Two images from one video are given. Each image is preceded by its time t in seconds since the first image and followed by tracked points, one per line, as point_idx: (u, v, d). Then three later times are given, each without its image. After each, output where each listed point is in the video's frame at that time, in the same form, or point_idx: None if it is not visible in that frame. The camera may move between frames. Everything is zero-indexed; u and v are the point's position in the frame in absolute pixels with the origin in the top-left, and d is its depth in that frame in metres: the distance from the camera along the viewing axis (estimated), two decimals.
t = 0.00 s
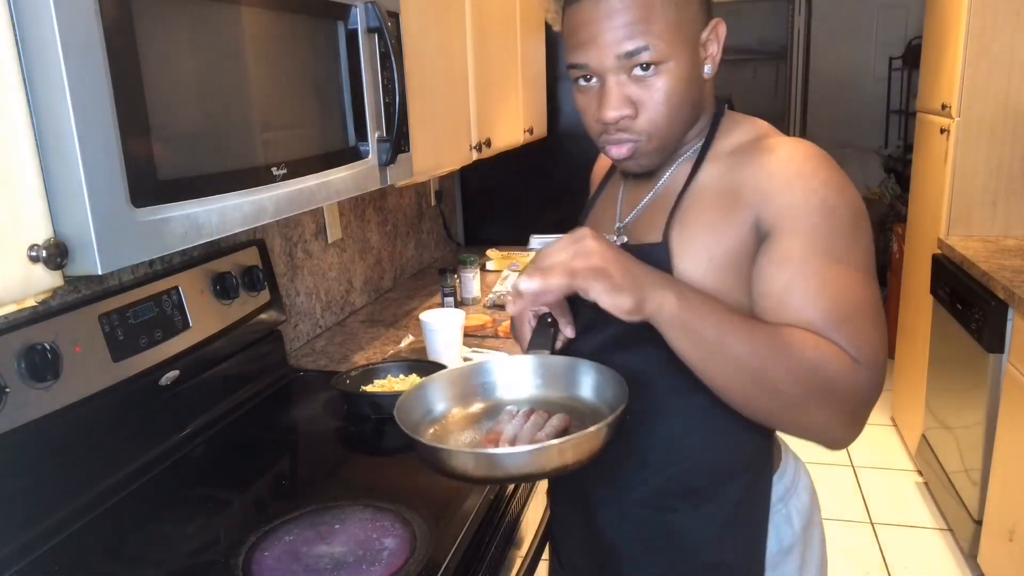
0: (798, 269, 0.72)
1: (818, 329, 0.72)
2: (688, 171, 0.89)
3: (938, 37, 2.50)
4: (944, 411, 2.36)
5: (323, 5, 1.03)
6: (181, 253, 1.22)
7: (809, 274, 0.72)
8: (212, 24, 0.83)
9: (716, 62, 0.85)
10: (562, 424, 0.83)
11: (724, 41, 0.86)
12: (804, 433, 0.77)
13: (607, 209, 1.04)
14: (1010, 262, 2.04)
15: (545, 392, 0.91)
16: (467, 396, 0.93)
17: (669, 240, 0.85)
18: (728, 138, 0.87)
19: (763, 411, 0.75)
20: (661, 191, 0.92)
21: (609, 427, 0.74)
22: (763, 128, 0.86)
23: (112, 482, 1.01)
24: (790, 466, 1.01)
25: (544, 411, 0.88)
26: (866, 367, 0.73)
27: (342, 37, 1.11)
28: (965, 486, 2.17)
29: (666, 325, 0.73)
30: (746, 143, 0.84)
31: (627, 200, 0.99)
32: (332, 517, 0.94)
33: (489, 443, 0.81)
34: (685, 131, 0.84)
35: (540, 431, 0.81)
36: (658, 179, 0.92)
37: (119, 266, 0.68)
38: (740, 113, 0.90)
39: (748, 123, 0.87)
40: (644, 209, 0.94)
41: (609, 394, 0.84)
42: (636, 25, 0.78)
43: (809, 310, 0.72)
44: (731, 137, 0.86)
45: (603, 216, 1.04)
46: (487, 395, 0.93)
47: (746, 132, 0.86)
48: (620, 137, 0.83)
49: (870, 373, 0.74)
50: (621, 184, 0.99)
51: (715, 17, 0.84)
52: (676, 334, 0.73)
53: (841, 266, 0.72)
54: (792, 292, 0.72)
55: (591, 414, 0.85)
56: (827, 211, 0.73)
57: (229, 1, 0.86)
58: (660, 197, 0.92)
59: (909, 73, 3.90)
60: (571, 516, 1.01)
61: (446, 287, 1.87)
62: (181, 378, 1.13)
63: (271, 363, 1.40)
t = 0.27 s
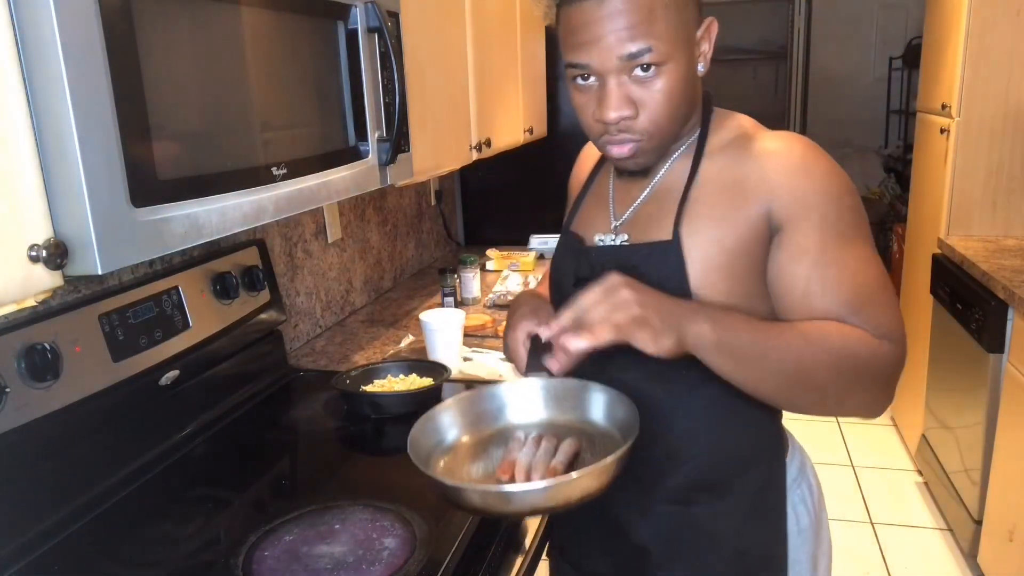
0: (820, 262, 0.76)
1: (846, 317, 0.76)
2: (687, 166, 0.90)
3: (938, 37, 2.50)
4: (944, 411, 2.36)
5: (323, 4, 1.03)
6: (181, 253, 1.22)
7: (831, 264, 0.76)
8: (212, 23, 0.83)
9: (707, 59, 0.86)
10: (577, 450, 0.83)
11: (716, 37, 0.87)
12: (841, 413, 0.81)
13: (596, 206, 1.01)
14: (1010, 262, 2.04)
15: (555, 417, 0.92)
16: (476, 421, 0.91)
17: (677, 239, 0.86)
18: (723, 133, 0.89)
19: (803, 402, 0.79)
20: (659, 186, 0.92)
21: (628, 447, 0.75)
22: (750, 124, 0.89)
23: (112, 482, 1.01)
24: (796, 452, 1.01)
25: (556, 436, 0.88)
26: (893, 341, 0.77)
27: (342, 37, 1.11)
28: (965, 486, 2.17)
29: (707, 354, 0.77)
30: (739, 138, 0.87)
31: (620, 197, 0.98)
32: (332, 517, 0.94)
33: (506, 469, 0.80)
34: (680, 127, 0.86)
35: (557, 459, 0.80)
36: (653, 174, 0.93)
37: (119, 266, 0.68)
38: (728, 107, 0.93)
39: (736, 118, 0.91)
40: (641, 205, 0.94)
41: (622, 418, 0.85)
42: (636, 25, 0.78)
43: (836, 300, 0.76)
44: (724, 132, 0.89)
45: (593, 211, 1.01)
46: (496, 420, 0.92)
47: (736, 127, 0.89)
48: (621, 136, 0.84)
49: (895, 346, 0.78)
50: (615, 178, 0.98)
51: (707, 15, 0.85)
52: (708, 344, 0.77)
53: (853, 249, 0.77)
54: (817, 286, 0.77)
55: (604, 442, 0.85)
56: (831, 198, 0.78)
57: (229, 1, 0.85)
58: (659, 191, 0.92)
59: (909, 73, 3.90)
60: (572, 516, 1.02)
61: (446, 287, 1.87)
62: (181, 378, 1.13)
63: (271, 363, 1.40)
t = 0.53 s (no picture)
0: (833, 260, 0.79)
1: (863, 308, 0.79)
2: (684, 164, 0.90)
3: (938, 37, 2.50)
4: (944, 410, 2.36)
5: (323, 4, 1.03)
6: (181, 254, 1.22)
7: (845, 261, 0.79)
8: (212, 24, 0.83)
9: (694, 60, 0.86)
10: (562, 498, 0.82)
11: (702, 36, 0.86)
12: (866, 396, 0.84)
13: (588, 208, 1.01)
14: (1010, 262, 2.04)
15: (539, 456, 0.90)
16: (461, 464, 0.89)
17: (686, 243, 0.86)
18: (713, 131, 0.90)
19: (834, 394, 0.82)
20: (653, 188, 0.92)
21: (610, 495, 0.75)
22: (741, 122, 0.91)
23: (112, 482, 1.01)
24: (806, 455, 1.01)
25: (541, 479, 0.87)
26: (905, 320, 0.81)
27: (342, 36, 1.11)
28: (966, 486, 2.17)
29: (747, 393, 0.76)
30: (732, 135, 0.88)
31: (612, 199, 0.97)
32: (332, 517, 0.93)
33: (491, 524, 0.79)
34: (667, 130, 0.86)
35: (543, 508, 0.80)
36: (645, 176, 0.93)
37: (119, 266, 0.68)
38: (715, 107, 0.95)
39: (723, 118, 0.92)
40: (635, 207, 0.94)
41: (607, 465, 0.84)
42: (617, 35, 0.78)
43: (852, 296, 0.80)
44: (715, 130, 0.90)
45: (586, 213, 1.01)
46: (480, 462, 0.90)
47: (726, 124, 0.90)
48: (608, 144, 0.84)
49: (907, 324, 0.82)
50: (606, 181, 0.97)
51: (691, 15, 0.85)
52: (738, 351, 0.77)
53: (855, 239, 0.80)
54: (833, 283, 0.80)
55: (588, 482, 0.85)
56: (833, 193, 0.80)
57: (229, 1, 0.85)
58: (652, 192, 0.92)
59: (909, 73, 3.89)
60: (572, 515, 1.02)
61: (446, 287, 1.87)
62: (181, 378, 1.13)
63: (271, 363, 1.40)
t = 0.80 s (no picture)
0: (840, 262, 0.79)
1: (869, 311, 0.80)
2: (684, 164, 0.90)
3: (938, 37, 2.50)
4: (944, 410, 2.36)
5: (323, 4, 1.03)
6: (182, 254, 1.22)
7: (852, 263, 0.79)
8: (212, 25, 0.83)
9: (680, 62, 0.83)
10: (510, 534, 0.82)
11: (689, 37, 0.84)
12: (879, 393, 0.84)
13: (587, 212, 1.01)
14: (1010, 262, 2.04)
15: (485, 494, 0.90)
16: (410, 508, 0.88)
17: (685, 247, 0.85)
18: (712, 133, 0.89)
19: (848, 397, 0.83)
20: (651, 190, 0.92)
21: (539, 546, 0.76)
22: (741, 122, 0.91)
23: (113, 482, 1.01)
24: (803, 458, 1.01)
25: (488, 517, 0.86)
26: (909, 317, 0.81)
27: (342, 36, 1.11)
28: (965, 486, 2.17)
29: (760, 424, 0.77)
30: (732, 135, 0.88)
31: (610, 202, 0.97)
32: (331, 517, 0.93)
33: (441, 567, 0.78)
34: (648, 135, 0.84)
35: (485, 551, 0.78)
36: (643, 179, 0.93)
37: (119, 265, 0.68)
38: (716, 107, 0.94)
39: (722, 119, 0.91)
40: (633, 210, 0.94)
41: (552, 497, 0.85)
42: (586, 40, 0.78)
43: (863, 297, 0.80)
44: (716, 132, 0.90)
45: (586, 216, 1.01)
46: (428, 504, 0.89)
47: (727, 124, 0.90)
48: (583, 150, 0.84)
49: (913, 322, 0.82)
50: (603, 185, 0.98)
51: (675, 16, 0.82)
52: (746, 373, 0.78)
53: (860, 242, 0.79)
54: (842, 285, 0.80)
55: (536, 529, 0.83)
56: (837, 193, 0.79)
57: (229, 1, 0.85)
58: (650, 195, 0.92)
59: (909, 73, 3.89)
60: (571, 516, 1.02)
61: (445, 287, 1.87)
62: (181, 377, 1.13)
63: (270, 363, 1.40)
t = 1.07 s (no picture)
0: (841, 274, 0.73)
1: (881, 326, 0.73)
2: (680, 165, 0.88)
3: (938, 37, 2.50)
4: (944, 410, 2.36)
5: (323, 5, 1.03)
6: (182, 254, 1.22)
7: (854, 279, 0.73)
8: (212, 24, 0.83)
9: (672, 63, 0.82)
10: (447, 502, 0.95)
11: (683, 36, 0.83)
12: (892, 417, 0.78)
13: (592, 214, 1.02)
14: (1010, 262, 2.04)
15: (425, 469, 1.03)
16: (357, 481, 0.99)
17: (673, 257, 0.83)
18: (711, 135, 0.87)
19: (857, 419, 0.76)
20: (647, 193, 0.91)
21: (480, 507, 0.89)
22: (748, 124, 0.87)
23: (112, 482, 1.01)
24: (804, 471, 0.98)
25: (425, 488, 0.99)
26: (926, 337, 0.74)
27: (342, 36, 1.11)
28: (965, 486, 2.17)
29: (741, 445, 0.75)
30: (734, 142, 0.84)
31: (610, 204, 0.97)
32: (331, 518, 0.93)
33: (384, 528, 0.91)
34: (635, 136, 0.83)
35: (419, 517, 0.92)
36: (640, 181, 0.92)
37: (119, 265, 0.68)
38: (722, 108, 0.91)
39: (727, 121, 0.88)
40: (628, 213, 0.93)
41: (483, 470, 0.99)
42: (568, 41, 0.78)
43: (870, 313, 0.73)
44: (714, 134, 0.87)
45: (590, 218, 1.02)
46: (372, 481, 1.00)
47: (735, 129, 0.86)
48: (566, 150, 0.85)
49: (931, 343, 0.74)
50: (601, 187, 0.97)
51: (668, 14, 0.81)
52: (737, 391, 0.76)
53: (869, 251, 0.73)
54: (845, 300, 0.74)
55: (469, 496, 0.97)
56: (841, 196, 0.74)
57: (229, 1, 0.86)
58: (645, 198, 0.91)
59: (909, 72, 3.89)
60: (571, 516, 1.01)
61: (445, 287, 1.87)
62: (181, 377, 1.13)
63: (270, 363, 1.40)
